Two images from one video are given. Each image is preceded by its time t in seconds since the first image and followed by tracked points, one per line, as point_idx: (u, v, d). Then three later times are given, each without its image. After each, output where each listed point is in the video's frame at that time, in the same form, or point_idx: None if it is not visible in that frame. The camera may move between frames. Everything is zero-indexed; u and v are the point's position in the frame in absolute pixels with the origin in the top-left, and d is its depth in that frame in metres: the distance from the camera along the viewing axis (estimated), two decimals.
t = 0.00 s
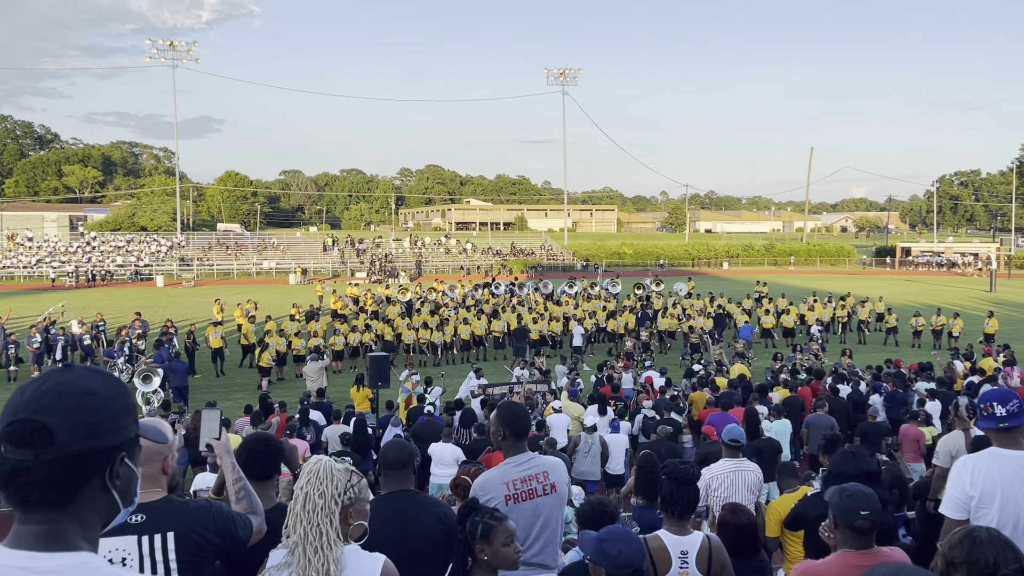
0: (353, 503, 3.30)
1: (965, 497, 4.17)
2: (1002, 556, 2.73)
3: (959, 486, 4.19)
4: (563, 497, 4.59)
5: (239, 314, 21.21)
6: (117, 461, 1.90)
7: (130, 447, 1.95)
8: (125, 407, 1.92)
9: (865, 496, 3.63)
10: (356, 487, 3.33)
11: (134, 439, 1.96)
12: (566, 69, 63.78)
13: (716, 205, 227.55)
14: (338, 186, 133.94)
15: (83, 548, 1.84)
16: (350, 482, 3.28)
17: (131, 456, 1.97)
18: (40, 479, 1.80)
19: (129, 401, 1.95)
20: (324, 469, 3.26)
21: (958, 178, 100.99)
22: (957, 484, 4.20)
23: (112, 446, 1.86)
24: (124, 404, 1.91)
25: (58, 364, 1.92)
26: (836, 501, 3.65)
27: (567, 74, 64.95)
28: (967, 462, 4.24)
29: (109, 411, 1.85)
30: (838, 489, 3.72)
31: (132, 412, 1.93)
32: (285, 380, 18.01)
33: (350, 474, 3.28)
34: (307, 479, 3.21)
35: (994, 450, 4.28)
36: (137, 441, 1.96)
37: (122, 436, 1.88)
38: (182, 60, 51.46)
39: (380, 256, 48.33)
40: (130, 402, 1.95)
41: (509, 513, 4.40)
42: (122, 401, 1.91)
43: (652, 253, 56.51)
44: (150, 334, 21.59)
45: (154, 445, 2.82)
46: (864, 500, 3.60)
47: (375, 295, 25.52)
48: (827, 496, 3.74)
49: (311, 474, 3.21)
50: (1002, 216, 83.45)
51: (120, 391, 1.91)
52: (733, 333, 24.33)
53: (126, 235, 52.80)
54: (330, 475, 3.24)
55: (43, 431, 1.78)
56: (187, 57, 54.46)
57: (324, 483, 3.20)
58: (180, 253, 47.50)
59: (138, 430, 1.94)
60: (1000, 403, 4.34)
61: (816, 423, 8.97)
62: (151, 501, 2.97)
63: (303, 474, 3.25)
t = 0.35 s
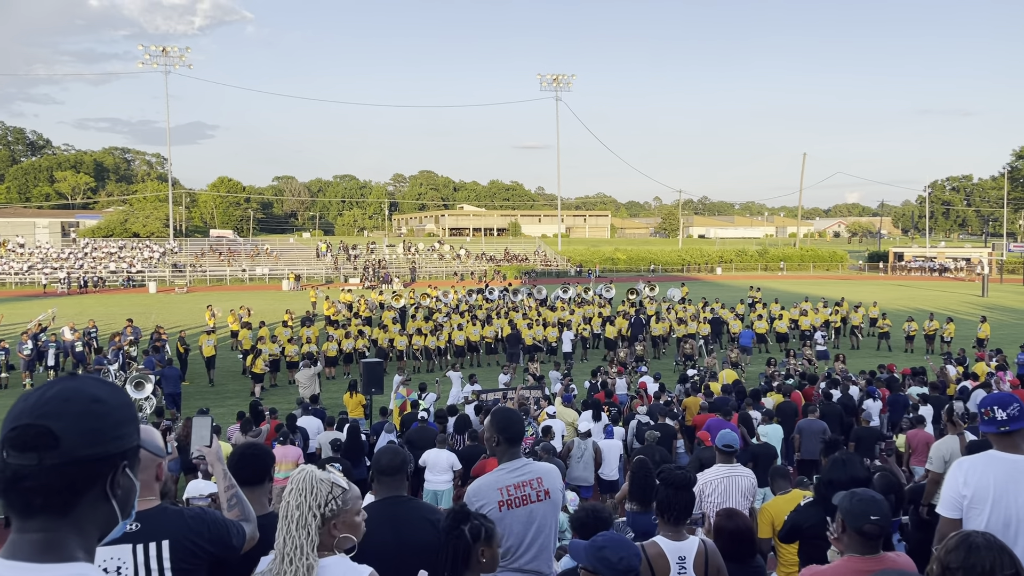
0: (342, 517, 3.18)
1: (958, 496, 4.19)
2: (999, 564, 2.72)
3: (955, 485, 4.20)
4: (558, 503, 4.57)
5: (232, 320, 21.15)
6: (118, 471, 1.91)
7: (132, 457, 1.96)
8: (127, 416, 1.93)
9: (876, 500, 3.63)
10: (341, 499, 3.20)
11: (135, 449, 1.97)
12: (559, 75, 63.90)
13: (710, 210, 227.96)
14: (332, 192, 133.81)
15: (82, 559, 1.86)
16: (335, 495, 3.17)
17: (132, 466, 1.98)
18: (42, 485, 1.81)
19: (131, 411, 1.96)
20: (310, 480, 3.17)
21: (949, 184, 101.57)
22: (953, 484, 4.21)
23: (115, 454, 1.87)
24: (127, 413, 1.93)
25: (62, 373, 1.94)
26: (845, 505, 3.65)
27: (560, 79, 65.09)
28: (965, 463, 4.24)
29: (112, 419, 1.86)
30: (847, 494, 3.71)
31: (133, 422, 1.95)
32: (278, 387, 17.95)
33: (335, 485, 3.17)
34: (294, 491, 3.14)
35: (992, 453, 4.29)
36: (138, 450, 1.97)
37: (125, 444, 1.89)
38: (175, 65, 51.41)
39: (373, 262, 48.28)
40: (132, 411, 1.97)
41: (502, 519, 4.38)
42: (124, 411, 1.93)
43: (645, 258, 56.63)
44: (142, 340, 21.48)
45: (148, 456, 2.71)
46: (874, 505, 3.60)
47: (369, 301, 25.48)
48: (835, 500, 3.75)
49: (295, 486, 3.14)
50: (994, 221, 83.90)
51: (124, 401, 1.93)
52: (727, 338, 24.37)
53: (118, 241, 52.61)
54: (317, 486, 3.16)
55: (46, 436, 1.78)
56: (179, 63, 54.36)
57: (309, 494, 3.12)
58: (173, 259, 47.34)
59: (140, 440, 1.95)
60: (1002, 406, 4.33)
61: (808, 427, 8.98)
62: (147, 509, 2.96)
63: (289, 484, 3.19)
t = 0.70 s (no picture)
0: (327, 526, 3.15)
1: (924, 491, 4.28)
2: (987, 564, 2.74)
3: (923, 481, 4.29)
4: (550, 507, 4.57)
5: (223, 325, 21.10)
6: (121, 479, 1.93)
7: (136, 465, 1.98)
8: (132, 424, 1.96)
9: (873, 503, 3.64)
10: (326, 508, 3.16)
11: (139, 457, 1.98)
12: (550, 80, 64.17)
13: (702, 212, 228.54)
14: (324, 197, 133.72)
15: (84, 567, 1.89)
16: (320, 504, 3.14)
17: (135, 475, 1.99)
18: (48, 490, 1.83)
19: (135, 420, 1.99)
20: (296, 490, 3.16)
21: (939, 187, 102.29)
22: (922, 479, 4.29)
23: (120, 462, 1.90)
24: (131, 422, 1.95)
25: (68, 381, 1.97)
26: (842, 507, 3.67)
27: (552, 84, 65.37)
28: (937, 461, 4.30)
29: (117, 427, 1.89)
30: (843, 497, 3.72)
31: (138, 431, 1.97)
32: (270, 392, 17.91)
33: (319, 495, 3.14)
34: (281, 501, 3.13)
35: (968, 453, 4.29)
36: (142, 459, 1.99)
37: (129, 452, 1.91)
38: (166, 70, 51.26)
39: (365, 267, 48.25)
40: (135, 420, 1.99)
41: (496, 525, 4.38)
42: (129, 419, 1.95)
43: (637, 262, 56.84)
44: (132, 346, 21.40)
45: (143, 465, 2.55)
46: (871, 507, 3.62)
47: (361, 306, 25.44)
48: (832, 503, 3.76)
49: (282, 495, 3.13)
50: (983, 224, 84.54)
51: (129, 411, 1.96)
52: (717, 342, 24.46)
53: (108, 246, 52.40)
54: (303, 496, 3.14)
55: (53, 442, 1.81)
56: (170, 67, 54.21)
57: (297, 504, 3.11)
58: (164, 264, 47.17)
59: (144, 448, 1.97)
60: (980, 408, 4.27)
61: (797, 431, 9.06)
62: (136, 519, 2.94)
63: (274, 495, 3.18)
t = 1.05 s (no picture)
0: (310, 527, 3.14)
1: (893, 486, 4.35)
2: (972, 564, 2.75)
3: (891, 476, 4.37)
4: (539, 510, 4.58)
5: (213, 329, 21.01)
6: (116, 485, 1.91)
7: (130, 471, 1.96)
8: (126, 430, 1.94)
9: (858, 505, 3.64)
10: (308, 511, 3.15)
11: (133, 463, 1.98)
12: (540, 82, 64.31)
13: (693, 213, 229.27)
14: (314, 200, 133.38)
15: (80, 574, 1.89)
16: (302, 505, 3.13)
17: (129, 480, 1.98)
18: (42, 499, 1.82)
19: (130, 425, 1.97)
20: (278, 493, 3.15)
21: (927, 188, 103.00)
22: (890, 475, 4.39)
23: (114, 468, 1.88)
24: (125, 427, 1.93)
25: (63, 386, 1.95)
26: (829, 508, 3.68)
27: (543, 87, 65.51)
28: (907, 459, 4.38)
29: (111, 434, 1.87)
30: (831, 498, 3.73)
31: (132, 437, 1.96)
32: (260, 396, 17.85)
33: (301, 497, 3.12)
34: (265, 505, 3.11)
35: (940, 452, 4.32)
36: (137, 465, 1.97)
37: (124, 458, 1.90)
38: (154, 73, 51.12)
39: (355, 270, 48.18)
40: (130, 426, 1.98)
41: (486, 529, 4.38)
42: (123, 426, 1.93)
43: (628, 264, 56.97)
44: (121, 350, 21.30)
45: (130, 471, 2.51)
46: (857, 509, 3.62)
47: (351, 309, 25.39)
48: (819, 504, 3.77)
49: (265, 500, 3.11)
50: (971, 225, 85.17)
51: (123, 416, 1.94)
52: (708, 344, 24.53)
53: (97, 250, 52.11)
54: (285, 499, 3.12)
55: (47, 450, 1.79)
56: (159, 70, 54.00)
57: (279, 508, 3.09)
58: (154, 268, 46.97)
59: (138, 454, 1.95)
60: (951, 409, 4.28)
61: (791, 433, 9.05)
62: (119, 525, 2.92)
63: (258, 498, 3.17)
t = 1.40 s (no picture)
0: (310, 525, 3.14)
1: (869, 483, 4.37)
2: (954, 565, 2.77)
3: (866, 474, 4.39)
4: (531, 512, 4.58)
5: (204, 331, 20.95)
6: (104, 492, 1.90)
7: (118, 477, 1.94)
8: (115, 436, 1.92)
9: (844, 509, 3.65)
10: (307, 508, 3.15)
11: (122, 469, 1.96)
12: (532, 83, 64.37)
13: (685, 213, 229.59)
14: (305, 202, 133.07)
15: None
16: (300, 503, 3.13)
17: (116, 486, 1.96)
18: (29, 503, 1.80)
19: (117, 431, 1.95)
20: (278, 491, 3.17)
21: (918, 188, 103.41)
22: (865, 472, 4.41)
23: (103, 474, 1.86)
24: (114, 434, 1.91)
25: (51, 392, 1.93)
26: (814, 510, 3.69)
27: (534, 88, 65.58)
28: (882, 457, 4.39)
29: (102, 437, 1.86)
30: (817, 500, 3.74)
31: (121, 441, 1.94)
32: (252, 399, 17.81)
33: (299, 494, 3.14)
34: (265, 503, 3.12)
35: (913, 449, 4.34)
36: (124, 471, 1.95)
37: (112, 464, 1.88)
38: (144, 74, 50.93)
39: (346, 272, 48.09)
40: (118, 431, 1.96)
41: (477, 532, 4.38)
42: (112, 431, 1.92)
43: (620, 265, 57.01)
44: (111, 354, 21.18)
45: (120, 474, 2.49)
46: (841, 513, 3.62)
47: (343, 311, 25.35)
48: (805, 505, 3.78)
49: (267, 498, 3.12)
50: (961, 225, 85.60)
51: (111, 421, 1.92)
52: (699, 344, 24.58)
53: (86, 253, 51.86)
54: (285, 496, 3.13)
55: (36, 455, 1.78)
56: (148, 72, 53.78)
57: (282, 504, 3.10)
58: (144, 270, 46.77)
59: (126, 460, 1.94)
60: (918, 406, 4.33)
61: (790, 433, 9.09)
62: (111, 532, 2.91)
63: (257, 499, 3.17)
